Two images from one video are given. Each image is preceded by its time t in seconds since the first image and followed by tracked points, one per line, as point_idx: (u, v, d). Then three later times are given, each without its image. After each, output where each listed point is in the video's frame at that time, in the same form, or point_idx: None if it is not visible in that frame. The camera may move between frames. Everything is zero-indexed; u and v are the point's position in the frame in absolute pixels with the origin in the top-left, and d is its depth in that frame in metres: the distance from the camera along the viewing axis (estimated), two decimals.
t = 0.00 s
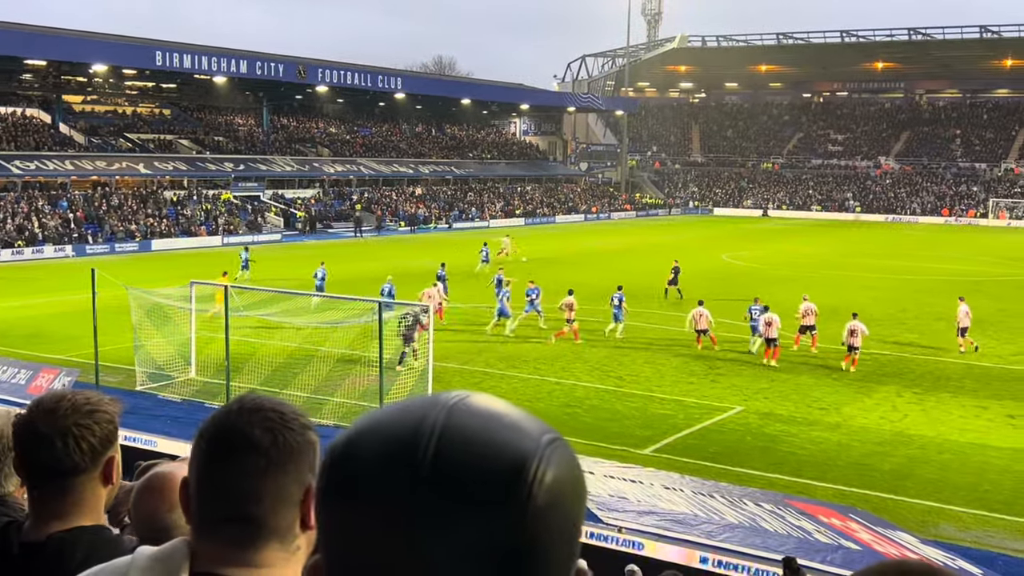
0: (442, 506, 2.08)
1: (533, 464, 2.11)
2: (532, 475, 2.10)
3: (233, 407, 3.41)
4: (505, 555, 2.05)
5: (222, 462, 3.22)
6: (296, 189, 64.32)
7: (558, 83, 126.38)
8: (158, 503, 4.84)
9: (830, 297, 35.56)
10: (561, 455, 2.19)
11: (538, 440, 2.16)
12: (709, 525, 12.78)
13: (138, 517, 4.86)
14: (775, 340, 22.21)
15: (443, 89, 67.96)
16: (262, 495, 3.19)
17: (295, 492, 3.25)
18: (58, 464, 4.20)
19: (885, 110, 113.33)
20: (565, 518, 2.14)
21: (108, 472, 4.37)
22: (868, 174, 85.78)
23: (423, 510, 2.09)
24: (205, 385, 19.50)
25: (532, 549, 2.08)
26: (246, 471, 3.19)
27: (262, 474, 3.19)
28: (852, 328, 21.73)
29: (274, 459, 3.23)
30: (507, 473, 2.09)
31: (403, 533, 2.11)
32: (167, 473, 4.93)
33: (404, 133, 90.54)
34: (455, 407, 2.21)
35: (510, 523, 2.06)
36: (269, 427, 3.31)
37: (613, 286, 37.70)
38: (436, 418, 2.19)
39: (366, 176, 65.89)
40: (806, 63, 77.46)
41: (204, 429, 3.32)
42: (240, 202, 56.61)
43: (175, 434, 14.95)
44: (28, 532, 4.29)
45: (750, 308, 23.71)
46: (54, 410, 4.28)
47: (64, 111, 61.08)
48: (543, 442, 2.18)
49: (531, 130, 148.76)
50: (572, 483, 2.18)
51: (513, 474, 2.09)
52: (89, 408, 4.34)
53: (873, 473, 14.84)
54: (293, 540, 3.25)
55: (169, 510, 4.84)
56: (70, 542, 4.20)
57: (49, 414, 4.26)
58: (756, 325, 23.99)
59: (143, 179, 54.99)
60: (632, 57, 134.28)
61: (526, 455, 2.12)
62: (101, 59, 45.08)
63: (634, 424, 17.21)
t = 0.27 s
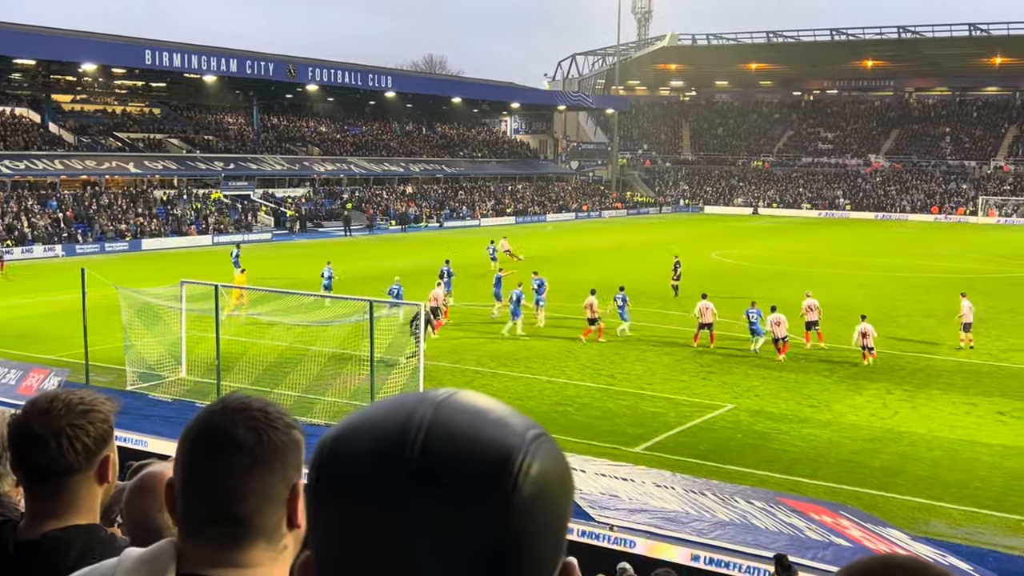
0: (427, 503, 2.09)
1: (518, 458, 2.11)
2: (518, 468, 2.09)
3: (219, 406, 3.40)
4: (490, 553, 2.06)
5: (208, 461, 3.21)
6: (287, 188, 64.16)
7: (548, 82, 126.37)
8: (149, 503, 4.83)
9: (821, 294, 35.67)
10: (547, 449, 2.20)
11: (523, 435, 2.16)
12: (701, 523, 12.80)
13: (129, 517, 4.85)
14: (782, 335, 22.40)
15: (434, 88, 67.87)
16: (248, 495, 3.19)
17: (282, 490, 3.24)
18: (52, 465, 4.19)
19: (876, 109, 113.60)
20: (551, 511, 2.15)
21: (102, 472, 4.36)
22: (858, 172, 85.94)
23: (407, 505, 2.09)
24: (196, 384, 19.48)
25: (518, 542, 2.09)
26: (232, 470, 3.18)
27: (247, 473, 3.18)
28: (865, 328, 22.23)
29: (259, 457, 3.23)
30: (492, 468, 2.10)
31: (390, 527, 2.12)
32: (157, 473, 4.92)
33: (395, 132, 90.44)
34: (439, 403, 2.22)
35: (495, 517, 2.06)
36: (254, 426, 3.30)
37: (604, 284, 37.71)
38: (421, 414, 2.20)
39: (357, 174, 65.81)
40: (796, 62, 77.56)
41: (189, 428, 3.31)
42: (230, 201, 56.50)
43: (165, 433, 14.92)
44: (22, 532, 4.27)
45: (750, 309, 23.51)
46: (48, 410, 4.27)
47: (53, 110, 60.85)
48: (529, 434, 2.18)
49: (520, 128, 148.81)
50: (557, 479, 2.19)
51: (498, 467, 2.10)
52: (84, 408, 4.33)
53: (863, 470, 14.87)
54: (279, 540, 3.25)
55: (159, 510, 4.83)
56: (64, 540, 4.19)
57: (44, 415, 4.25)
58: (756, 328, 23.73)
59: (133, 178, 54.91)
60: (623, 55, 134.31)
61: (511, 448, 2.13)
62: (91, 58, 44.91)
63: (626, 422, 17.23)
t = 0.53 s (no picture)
0: (414, 498, 2.09)
1: (506, 451, 2.10)
2: (505, 461, 2.09)
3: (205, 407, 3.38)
4: (478, 539, 2.07)
5: (194, 463, 3.19)
6: (275, 186, 63.90)
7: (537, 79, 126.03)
8: (138, 504, 4.80)
9: (809, 291, 35.76)
10: (535, 445, 2.19)
11: (511, 430, 2.14)
12: (691, 520, 12.84)
13: (118, 518, 4.82)
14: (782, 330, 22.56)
15: (422, 85, 67.70)
16: (236, 497, 3.16)
17: (270, 492, 3.23)
18: (43, 463, 4.18)
19: (864, 106, 113.89)
20: (540, 503, 2.14)
21: (93, 471, 4.34)
22: (845, 169, 86.11)
23: (394, 495, 2.10)
24: (185, 384, 19.44)
25: (507, 536, 2.09)
26: (220, 472, 3.16)
27: (234, 475, 3.16)
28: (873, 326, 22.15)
29: (245, 459, 3.19)
30: (480, 463, 2.08)
31: (378, 523, 2.13)
32: (146, 474, 4.89)
33: (383, 130, 90.20)
34: (429, 399, 2.21)
35: (482, 511, 2.06)
36: (240, 427, 3.28)
37: (593, 282, 37.71)
38: (409, 412, 2.19)
39: (345, 172, 65.62)
40: (784, 59, 77.61)
41: (173, 432, 3.27)
42: (218, 199, 56.28)
43: (154, 433, 14.89)
44: (13, 531, 4.25)
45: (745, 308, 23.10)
46: (38, 410, 4.25)
47: (40, 109, 60.46)
48: (519, 428, 2.17)
49: (509, 126, 148.47)
50: (545, 472, 2.18)
51: (487, 460, 2.09)
52: (73, 407, 4.31)
53: (852, 466, 14.91)
54: (267, 542, 3.23)
55: (149, 510, 4.81)
56: (57, 540, 4.16)
57: (33, 415, 4.23)
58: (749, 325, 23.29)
59: (120, 176, 54.46)
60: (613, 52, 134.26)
61: (497, 445, 2.12)
62: (78, 57, 44.59)
63: (616, 419, 17.24)
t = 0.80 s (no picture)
0: (396, 491, 2.10)
1: (486, 445, 2.10)
2: (486, 455, 2.10)
3: (191, 407, 3.41)
4: (461, 535, 2.06)
5: (182, 463, 3.21)
6: (261, 184, 63.64)
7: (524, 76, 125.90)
8: (124, 504, 4.79)
9: (796, 286, 35.89)
10: (516, 439, 2.19)
11: (492, 424, 2.15)
12: (678, 515, 12.90)
13: (104, 517, 4.82)
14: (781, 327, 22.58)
15: (408, 83, 67.55)
16: (223, 497, 3.19)
17: (257, 491, 3.24)
18: (28, 464, 4.15)
19: (850, 102, 114.21)
20: (522, 498, 2.14)
21: (79, 471, 4.32)
22: (830, 165, 86.37)
23: (373, 490, 2.11)
24: (171, 382, 19.40)
25: (488, 529, 2.09)
26: (208, 472, 3.18)
27: (223, 475, 3.19)
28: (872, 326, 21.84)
29: (232, 459, 3.23)
30: (459, 456, 2.09)
31: (361, 519, 2.14)
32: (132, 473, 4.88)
33: (369, 127, 89.96)
34: (411, 396, 2.23)
35: (461, 502, 2.06)
36: (228, 427, 3.30)
37: (580, 278, 37.73)
38: (391, 408, 2.21)
39: (331, 170, 65.44)
40: (770, 56, 77.76)
41: (161, 432, 3.30)
42: (204, 197, 56.07)
43: (140, 432, 14.85)
44: None
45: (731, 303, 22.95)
46: (24, 410, 4.23)
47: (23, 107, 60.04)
48: (500, 422, 2.18)
49: (496, 122, 148.25)
50: (527, 467, 2.17)
51: (466, 455, 2.10)
52: (59, 407, 4.28)
53: (838, 461, 14.98)
54: (255, 541, 3.26)
55: (135, 510, 4.80)
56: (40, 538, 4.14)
57: (19, 414, 4.21)
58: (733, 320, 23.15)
59: (105, 175, 54.16)
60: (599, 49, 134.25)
61: (478, 438, 2.12)
62: (61, 54, 44.27)
63: (603, 415, 17.29)
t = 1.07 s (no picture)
0: (364, 489, 2.01)
1: (458, 439, 2.02)
2: (458, 449, 2.01)
3: (169, 407, 3.40)
4: (434, 533, 1.98)
5: (161, 461, 3.20)
6: (241, 181, 63.34)
7: (506, 72, 125.65)
8: (103, 503, 4.76)
9: (777, 281, 36.05)
10: (490, 434, 2.10)
11: (464, 419, 2.06)
12: (660, 509, 12.94)
13: (82, 515, 4.79)
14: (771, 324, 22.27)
15: (388, 79, 67.38)
16: (203, 495, 3.18)
17: (237, 490, 3.23)
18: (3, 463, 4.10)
19: (830, 98, 114.73)
20: (496, 495, 2.06)
21: (56, 471, 4.25)
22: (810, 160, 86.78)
23: (342, 487, 2.03)
24: (151, 380, 19.30)
25: (462, 526, 2.00)
26: (187, 470, 3.17)
27: (202, 473, 3.18)
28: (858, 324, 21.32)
29: (211, 458, 3.22)
30: (430, 452, 2.00)
31: (329, 519, 2.05)
32: (111, 470, 4.82)
33: (349, 123, 89.74)
34: (382, 393, 2.14)
35: (432, 498, 1.98)
36: (206, 425, 3.30)
37: (561, 274, 37.78)
38: (362, 404, 2.12)
39: (312, 166, 65.26)
40: (749, 52, 77.94)
41: (142, 429, 3.29)
42: (184, 194, 55.69)
43: (119, 430, 14.76)
44: None
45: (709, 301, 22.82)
46: None
47: None
48: (472, 416, 2.10)
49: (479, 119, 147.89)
50: (501, 462, 2.09)
51: (438, 450, 2.01)
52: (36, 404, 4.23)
53: (818, 455, 15.06)
54: (236, 540, 3.24)
55: (113, 509, 4.76)
56: (20, 536, 4.07)
57: None
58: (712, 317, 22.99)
59: (84, 172, 53.72)
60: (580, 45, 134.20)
61: (449, 433, 2.03)
62: (37, 51, 43.73)
63: (586, 411, 17.30)
